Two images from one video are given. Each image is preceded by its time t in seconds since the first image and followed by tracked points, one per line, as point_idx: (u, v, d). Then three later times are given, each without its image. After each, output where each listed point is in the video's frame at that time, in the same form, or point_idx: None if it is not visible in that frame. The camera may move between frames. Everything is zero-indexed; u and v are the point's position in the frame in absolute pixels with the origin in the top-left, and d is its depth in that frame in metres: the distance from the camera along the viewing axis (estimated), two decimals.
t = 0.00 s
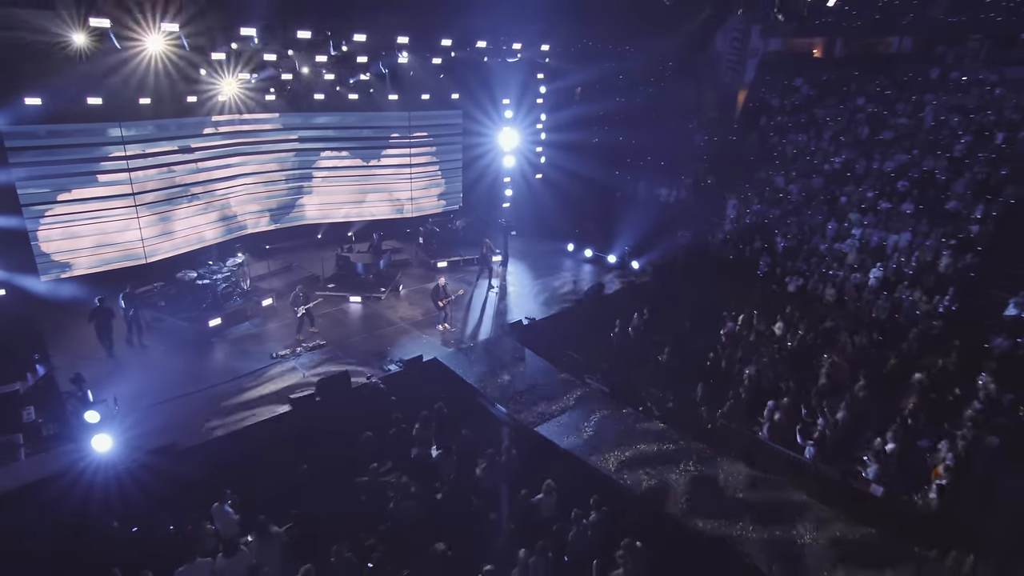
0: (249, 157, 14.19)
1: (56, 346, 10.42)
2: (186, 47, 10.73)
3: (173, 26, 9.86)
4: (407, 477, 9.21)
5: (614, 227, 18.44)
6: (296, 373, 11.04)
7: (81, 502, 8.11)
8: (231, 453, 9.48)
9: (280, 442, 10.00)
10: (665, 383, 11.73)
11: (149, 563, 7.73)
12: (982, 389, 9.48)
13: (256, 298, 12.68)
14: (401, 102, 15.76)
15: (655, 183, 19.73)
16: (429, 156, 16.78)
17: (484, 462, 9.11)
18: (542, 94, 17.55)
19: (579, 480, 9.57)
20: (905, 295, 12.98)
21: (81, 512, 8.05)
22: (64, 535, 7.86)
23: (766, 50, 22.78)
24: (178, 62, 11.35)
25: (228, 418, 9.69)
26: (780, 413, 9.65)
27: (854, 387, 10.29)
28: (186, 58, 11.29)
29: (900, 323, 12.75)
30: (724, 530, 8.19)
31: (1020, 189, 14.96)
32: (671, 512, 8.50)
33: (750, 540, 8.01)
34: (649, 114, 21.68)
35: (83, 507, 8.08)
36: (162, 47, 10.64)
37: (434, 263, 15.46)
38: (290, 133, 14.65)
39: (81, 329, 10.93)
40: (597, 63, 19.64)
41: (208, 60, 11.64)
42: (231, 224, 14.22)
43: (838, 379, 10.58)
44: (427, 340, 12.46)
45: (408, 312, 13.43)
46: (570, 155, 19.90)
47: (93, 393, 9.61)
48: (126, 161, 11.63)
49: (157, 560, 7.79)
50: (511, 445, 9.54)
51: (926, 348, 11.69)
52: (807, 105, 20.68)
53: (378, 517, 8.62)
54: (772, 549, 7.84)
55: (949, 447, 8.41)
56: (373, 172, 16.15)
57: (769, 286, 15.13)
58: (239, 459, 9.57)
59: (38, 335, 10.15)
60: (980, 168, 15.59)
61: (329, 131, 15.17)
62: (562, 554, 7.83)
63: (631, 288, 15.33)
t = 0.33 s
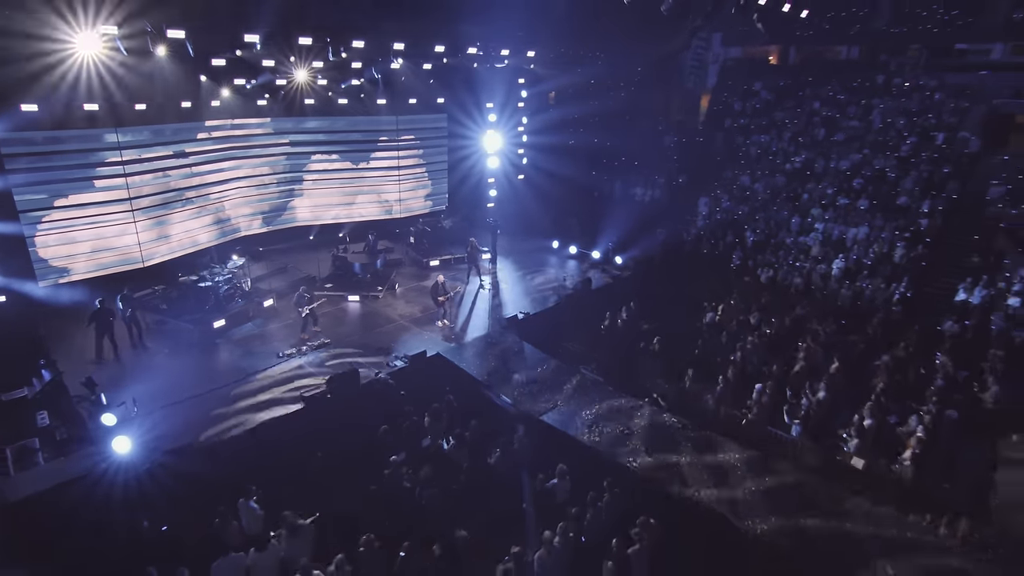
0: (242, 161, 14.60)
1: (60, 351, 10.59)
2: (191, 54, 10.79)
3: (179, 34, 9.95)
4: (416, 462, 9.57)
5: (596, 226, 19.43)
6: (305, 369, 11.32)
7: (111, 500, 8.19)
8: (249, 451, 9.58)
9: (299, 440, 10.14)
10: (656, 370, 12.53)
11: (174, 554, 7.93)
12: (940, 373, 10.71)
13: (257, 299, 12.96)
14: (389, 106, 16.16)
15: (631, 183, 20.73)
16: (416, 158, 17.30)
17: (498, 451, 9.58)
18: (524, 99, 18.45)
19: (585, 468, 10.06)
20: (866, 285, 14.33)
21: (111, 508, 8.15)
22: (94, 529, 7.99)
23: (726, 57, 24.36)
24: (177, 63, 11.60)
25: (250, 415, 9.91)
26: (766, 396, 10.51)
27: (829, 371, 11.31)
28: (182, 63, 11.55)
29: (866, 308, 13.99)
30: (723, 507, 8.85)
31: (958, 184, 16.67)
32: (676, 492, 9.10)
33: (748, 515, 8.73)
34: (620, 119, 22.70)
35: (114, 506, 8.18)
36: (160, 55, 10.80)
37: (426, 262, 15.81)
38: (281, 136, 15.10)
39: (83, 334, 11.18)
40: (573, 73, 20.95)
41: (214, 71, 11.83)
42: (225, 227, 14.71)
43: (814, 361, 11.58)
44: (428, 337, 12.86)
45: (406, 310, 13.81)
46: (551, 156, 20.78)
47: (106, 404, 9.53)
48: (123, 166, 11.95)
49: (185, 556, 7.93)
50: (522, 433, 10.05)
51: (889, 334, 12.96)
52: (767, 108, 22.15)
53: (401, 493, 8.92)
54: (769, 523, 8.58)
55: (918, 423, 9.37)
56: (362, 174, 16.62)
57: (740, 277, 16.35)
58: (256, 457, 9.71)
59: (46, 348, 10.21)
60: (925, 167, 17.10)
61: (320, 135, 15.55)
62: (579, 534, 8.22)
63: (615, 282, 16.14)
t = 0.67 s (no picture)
0: (235, 165, 15.32)
1: (64, 353, 11.03)
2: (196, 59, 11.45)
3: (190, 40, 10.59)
4: (426, 457, 9.76)
5: (578, 224, 20.33)
6: (317, 364, 11.69)
7: (142, 495, 8.56)
8: (266, 447, 9.78)
9: (313, 442, 10.35)
10: (648, 357, 13.33)
11: (211, 552, 8.06)
12: (902, 355, 11.98)
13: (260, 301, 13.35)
14: (379, 110, 17.25)
15: (608, 183, 21.83)
16: (404, 161, 18.33)
17: (512, 440, 9.83)
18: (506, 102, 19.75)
19: (592, 452, 10.45)
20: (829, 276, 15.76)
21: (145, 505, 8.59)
22: (133, 530, 8.42)
23: (689, 63, 25.97)
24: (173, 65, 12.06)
25: (267, 410, 10.18)
26: (752, 379, 11.37)
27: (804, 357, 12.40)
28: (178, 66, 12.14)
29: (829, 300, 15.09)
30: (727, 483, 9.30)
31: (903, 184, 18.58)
32: (681, 472, 9.62)
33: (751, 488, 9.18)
34: (595, 122, 24.02)
35: (148, 502, 8.61)
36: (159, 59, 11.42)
37: (420, 261, 16.42)
38: (275, 141, 15.93)
39: (83, 339, 11.48)
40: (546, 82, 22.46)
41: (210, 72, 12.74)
42: (221, 230, 15.38)
43: (790, 348, 12.64)
44: (429, 331, 13.28)
45: (404, 307, 14.31)
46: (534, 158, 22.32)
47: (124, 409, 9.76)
48: (122, 171, 12.42)
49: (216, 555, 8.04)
50: (532, 422, 10.20)
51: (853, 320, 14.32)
52: (729, 111, 23.79)
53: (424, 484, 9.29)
54: (772, 493, 9.07)
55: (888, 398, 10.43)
56: (352, 177, 17.72)
57: (714, 271, 17.46)
58: (271, 453, 9.84)
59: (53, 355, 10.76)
60: (873, 166, 19.22)
61: (311, 139, 16.46)
62: (598, 514, 8.66)
63: (601, 278, 16.98)
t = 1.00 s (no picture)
0: (228, 169, 16.37)
1: (73, 355, 11.73)
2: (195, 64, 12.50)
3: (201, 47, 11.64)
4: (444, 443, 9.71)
5: (562, 223, 21.64)
6: (328, 360, 12.06)
7: (177, 490, 8.63)
8: (282, 443, 9.83)
9: (323, 434, 10.23)
10: (637, 344, 14.25)
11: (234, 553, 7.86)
12: (862, 336, 13.40)
13: (263, 301, 13.98)
14: (366, 116, 18.83)
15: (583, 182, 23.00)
16: (392, 164, 19.94)
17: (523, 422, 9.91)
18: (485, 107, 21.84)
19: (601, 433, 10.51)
20: (793, 266, 17.32)
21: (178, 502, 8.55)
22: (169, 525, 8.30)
23: (653, 70, 27.64)
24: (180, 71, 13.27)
25: (287, 404, 10.58)
26: (734, 361, 12.30)
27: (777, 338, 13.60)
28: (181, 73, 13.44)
29: (796, 283, 16.74)
30: (724, 460, 9.66)
31: (852, 181, 20.52)
32: (681, 445, 9.91)
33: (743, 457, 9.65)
34: (566, 125, 25.30)
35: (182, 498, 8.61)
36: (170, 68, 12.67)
37: (413, 259, 17.19)
38: (269, 146, 17.22)
39: (89, 340, 12.26)
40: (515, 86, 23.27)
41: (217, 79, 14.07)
42: (217, 233, 16.43)
43: (764, 331, 13.80)
44: (430, 326, 13.78)
45: (402, 304, 14.93)
46: (516, 160, 23.84)
47: (151, 409, 10.10)
48: (122, 176, 13.45)
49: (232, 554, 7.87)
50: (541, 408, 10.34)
51: (817, 305, 15.70)
52: (692, 115, 25.46)
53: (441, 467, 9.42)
54: (767, 463, 9.55)
55: (855, 373, 11.64)
56: (343, 180, 19.14)
57: (690, 266, 18.53)
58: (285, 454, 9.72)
59: (59, 358, 11.38)
60: (824, 165, 21.26)
61: (303, 143, 17.85)
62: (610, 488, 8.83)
63: (584, 272, 17.98)
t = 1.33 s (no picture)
0: (212, 169, 16.47)
1: (65, 359, 11.61)
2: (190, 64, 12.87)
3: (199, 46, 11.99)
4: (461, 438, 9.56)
5: (543, 220, 22.53)
6: (332, 358, 12.10)
7: (191, 491, 8.40)
8: (295, 437, 9.88)
9: (330, 430, 10.14)
10: (626, 331, 15.03)
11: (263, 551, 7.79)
12: (833, 318, 14.42)
13: (258, 301, 14.02)
14: (350, 115, 19.24)
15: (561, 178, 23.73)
16: (375, 162, 20.38)
17: (529, 410, 10.18)
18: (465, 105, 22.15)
19: (606, 419, 10.74)
20: (764, 256, 18.39)
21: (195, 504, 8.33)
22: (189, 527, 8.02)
23: (623, 69, 28.61)
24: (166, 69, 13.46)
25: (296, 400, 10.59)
26: (718, 350, 13.12)
27: (755, 324, 14.58)
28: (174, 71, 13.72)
29: (769, 271, 17.80)
30: (720, 431, 10.41)
31: (813, 175, 21.86)
32: (682, 425, 10.43)
33: (739, 435, 10.20)
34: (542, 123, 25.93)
35: (199, 500, 8.40)
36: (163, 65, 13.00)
37: (401, 256, 17.70)
38: (252, 146, 17.38)
39: (81, 344, 12.17)
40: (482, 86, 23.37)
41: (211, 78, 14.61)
42: (202, 234, 16.53)
43: (742, 319, 14.76)
44: (428, 321, 14.10)
45: (397, 300, 15.22)
46: (496, 158, 24.41)
47: (163, 412, 10.03)
48: (107, 178, 13.33)
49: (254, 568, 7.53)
50: (548, 396, 10.55)
51: (789, 290, 16.79)
52: (661, 112, 26.50)
53: (458, 457, 9.39)
54: (762, 438, 10.16)
55: (832, 355, 12.51)
56: (327, 178, 19.47)
57: (668, 255, 19.40)
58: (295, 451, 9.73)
59: (51, 365, 11.23)
60: (788, 159, 22.56)
61: (286, 142, 18.12)
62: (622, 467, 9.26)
63: (569, 265, 18.90)
